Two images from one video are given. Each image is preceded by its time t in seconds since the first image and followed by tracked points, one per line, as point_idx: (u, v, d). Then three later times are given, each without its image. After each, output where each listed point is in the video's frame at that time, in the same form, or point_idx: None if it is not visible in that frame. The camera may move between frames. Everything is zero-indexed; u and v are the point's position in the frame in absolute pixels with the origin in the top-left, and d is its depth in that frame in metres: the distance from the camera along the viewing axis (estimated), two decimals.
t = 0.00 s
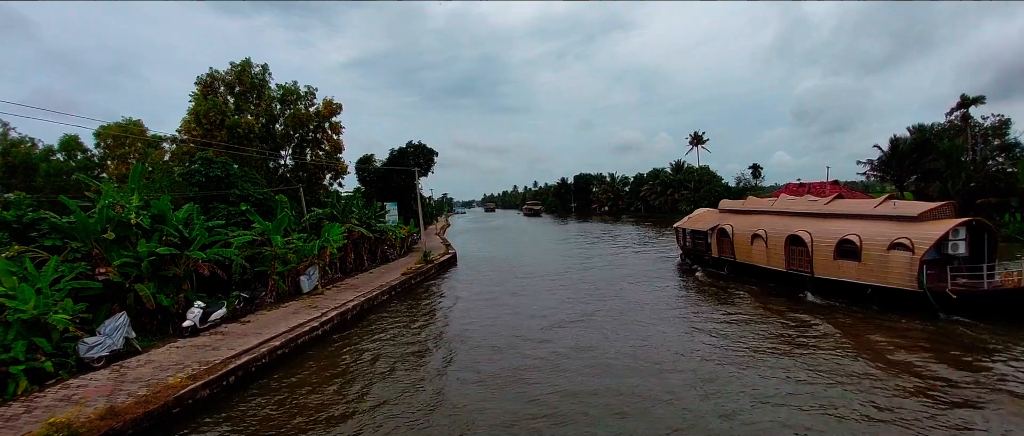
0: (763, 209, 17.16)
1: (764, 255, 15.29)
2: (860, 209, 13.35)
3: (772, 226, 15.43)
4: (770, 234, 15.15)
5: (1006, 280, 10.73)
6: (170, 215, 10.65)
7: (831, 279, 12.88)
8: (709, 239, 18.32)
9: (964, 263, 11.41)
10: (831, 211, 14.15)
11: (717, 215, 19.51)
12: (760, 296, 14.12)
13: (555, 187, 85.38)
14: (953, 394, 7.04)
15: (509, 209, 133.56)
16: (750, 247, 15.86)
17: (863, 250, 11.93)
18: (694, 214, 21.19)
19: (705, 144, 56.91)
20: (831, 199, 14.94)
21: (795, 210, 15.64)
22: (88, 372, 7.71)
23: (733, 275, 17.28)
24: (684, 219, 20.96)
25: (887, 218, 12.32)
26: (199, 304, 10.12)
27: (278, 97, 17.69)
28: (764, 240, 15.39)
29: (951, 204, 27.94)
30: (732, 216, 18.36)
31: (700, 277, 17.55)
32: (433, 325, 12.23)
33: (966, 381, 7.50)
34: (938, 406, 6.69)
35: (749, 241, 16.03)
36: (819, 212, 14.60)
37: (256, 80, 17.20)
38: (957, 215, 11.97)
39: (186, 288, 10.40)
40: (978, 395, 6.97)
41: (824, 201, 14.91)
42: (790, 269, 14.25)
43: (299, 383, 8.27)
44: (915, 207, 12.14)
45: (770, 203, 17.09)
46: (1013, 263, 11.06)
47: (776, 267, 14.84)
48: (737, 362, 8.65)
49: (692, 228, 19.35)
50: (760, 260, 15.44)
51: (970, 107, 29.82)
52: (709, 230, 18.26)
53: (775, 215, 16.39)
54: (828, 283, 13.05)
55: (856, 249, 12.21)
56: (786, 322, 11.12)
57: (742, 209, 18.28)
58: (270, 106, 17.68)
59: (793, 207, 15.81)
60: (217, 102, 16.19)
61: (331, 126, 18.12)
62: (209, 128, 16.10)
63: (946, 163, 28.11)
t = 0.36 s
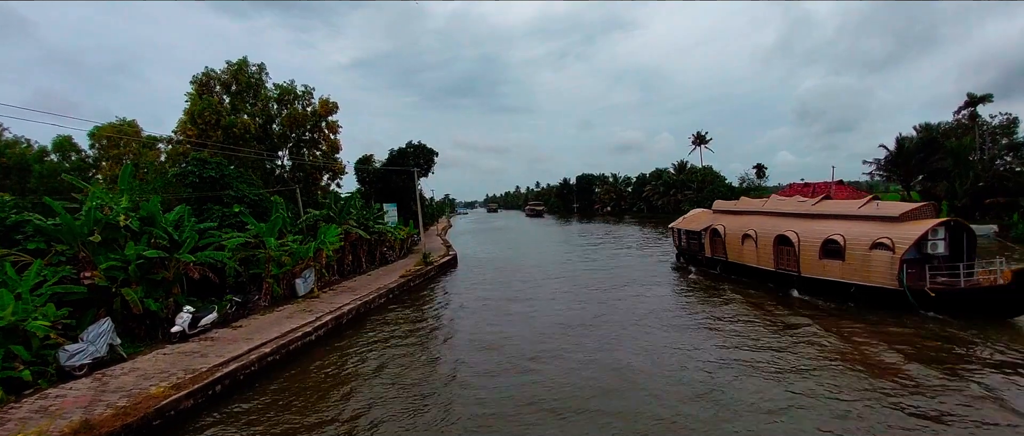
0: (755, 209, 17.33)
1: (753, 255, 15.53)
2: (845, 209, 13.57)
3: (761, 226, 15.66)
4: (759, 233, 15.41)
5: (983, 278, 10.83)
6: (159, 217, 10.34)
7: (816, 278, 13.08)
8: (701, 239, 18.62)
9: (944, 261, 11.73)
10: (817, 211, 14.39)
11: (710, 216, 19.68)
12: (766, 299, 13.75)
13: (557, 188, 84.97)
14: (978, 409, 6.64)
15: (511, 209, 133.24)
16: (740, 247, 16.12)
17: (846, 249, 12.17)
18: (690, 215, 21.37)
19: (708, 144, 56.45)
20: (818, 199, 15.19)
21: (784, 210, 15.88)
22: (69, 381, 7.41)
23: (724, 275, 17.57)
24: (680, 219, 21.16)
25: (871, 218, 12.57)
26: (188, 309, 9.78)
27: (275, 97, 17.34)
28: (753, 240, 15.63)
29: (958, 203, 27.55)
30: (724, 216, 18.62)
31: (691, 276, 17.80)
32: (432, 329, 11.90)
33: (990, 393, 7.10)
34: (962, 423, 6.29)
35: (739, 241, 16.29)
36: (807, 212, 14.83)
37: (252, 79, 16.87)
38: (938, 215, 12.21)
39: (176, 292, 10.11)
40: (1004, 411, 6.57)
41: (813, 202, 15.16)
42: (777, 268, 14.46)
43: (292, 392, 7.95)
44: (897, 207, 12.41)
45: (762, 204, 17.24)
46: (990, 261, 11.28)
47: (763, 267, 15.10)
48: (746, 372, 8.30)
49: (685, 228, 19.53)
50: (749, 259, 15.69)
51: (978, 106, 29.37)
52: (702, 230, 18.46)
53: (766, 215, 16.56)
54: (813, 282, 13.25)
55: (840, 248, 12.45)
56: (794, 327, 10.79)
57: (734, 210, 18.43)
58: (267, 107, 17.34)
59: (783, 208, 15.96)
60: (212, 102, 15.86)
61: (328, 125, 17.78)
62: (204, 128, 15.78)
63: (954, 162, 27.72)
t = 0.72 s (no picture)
0: (755, 211, 17.50)
1: (753, 257, 15.71)
2: (841, 210, 13.75)
3: (760, 228, 15.86)
4: (758, 235, 15.60)
5: (974, 280, 11.09)
6: (159, 219, 10.16)
7: (812, 279, 13.30)
8: (703, 241, 18.81)
9: (937, 263, 11.88)
10: (813, 212, 14.61)
11: (712, 217, 19.89)
12: (781, 304, 13.33)
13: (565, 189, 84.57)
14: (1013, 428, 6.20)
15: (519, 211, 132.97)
16: (740, 249, 16.31)
17: (841, 251, 12.38)
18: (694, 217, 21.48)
19: (718, 145, 55.79)
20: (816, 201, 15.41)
21: (782, 212, 16.08)
22: (61, 388, 7.21)
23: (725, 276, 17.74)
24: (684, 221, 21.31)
25: (865, 219, 12.71)
26: (186, 314, 9.55)
27: (280, 98, 17.14)
28: (752, 242, 15.82)
29: (978, 205, 26.83)
30: (726, 219, 18.82)
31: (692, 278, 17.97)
32: (437, 336, 11.57)
33: None
34: None
35: (739, 243, 16.49)
36: (804, 213, 15.04)
37: (257, 80, 16.70)
38: (932, 217, 12.43)
39: (175, 296, 9.90)
40: None
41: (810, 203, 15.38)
42: (775, 270, 14.66)
43: (293, 401, 7.66)
44: (892, 208, 12.53)
45: (762, 205, 17.40)
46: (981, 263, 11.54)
47: (762, 268, 15.29)
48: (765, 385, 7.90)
49: (688, 230, 19.75)
50: (749, 261, 15.88)
51: (998, 105, 28.61)
52: (704, 232, 18.70)
53: (766, 216, 16.71)
54: (810, 284, 13.45)
55: (835, 250, 12.66)
56: (811, 335, 10.38)
57: (735, 212, 18.63)
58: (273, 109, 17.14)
59: (782, 209, 16.10)
60: (216, 103, 15.69)
61: (333, 126, 17.57)
62: (209, 130, 15.64)
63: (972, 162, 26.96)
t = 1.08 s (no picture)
0: (756, 216, 17.63)
1: (752, 260, 15.76)
2: (838, 215, 13.92)
3: (760, 232, 15.97)
4: (757, 239, 15.70)
5: (967, 282, 11.24)
6: (158, 223, 9.97)
7: (809, 282, 13.36)
8: (704, 245, 18.88)
9: (933, 266, 12.09)
10: (811, 217, 14.79)
11: (714, 222, 19.98)
12: (796, 311, 12.87)
13: (574, 193, 84.15)
14: None
15: (528, 215, 132.64)
16: (740, 252, 16.38)
17: (837, 254, 12.50)
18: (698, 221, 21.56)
19: (729, 148, 55.06)
20: (815, 207, 15.59)
21: (782, 216, 16.25)
22: (50, 398, 7.00)
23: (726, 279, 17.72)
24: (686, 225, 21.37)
25: (861, 224, 12.88)
26: (183, 320, 9.33)
27: (287, 101, 17.02)
28: (752, 245, 15.89)
29: (1001, 209, 26.05)
30: (727, 223, 18.94)
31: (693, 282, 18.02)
32: (440, 343, 11.28)
33: None
34: None
35: (740, 246, 16.57)
36: (803, 217, 15.23)
37: (262, 82, 16.56)
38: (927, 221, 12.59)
39: (173, 301, 9.69)
40: None
41: (809, 208, 15.59)
42: (774, 273, 14.70)
43: (288, 413, 7.39)
44: (887, 213, 12.73)
45: (764, 211, 17.54)
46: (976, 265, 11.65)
47: (762, 272, 15.33)
48: (783, 399, 7.49)
49: (690, 233, 19.89)
50: (748, 264, 15.91)
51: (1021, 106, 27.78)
52: (704, 236, 18.79)
53: (767, 222, 16.85)
54: (806, 287, 13.52)
55: (830, 253, 12.78)
56: (830, 344, 9.94)
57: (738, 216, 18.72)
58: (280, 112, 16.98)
59: (782, 214, 16.29)
60: (220, 105, 15.56)
61: (337, 129, 17.42)
62: (213, 133, 15.52)
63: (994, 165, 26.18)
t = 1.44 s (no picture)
0: (750, 221, 17.73)
1: (743, 265, 15.92)
2: (827, 221, 14.04)
3: (751, 237, 16.14)
4: (749, 244, 15.86)
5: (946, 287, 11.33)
6: (145, 226, 9.68)
7: (797, 287, 13.47)
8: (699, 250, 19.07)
9: (915, 272, 12.26)
10: (800, 222, 14.97)
11: (710, 227, 20.09)
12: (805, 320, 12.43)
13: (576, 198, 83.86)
14: None
15: (530, 220, 132.31)
16: (732, 257, 16.54)
17: (823, 259, 12.60)
18: (694, 225, 21.72)
19: (733, 153, 54.68)
20: (805, 213, 15.77)
21: (772, 222, 16.45)
22: (23, 410, 6.65)
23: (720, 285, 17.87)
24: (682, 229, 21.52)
25: (847, 230, 13.03)
26: (168, 327, 9.00)
27: (285, 103, 16.71)
28: (743, 250, 16.06)
29: (1011, 215, 25.57)
30: (721, 227, 19.13)
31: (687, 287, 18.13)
32: (437, 352, 10.91)
33: None
34: None
35: (731, 251, 16.75)
36: (793, 223, 15.41)
37: (258, 84, 16.28)
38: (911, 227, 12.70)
39: (159, 308, 9.35)
40: None
41: (799, 214, 15.78)
42: (763, 278, 14.82)
43: (271, 428, 7.01)
44: (871, 219, 12.89)
45: (758, 216, 17.64)
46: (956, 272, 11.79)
47: (752, 277, 15.48)
48: (796, 417, 7.08)
49: (685, 238, 20.10)
50: (740, 269, 16.05)
51: None
52: (699, 241, 18.94)
53: (761, 227, 16.96)
54: (794, 292, 13.62)
55: (817, 258, 12.86)
56: (841, 356, 9.54)
57: (731, 222, 18.90)
58: (277, 114, 16.68)
59: (773, 219, 16.48)
60: (215, 107, 15.32)
61: (334, 132, 17.16)
62: (207, 135, 15.25)
63: (1003, 170, 25.61)
